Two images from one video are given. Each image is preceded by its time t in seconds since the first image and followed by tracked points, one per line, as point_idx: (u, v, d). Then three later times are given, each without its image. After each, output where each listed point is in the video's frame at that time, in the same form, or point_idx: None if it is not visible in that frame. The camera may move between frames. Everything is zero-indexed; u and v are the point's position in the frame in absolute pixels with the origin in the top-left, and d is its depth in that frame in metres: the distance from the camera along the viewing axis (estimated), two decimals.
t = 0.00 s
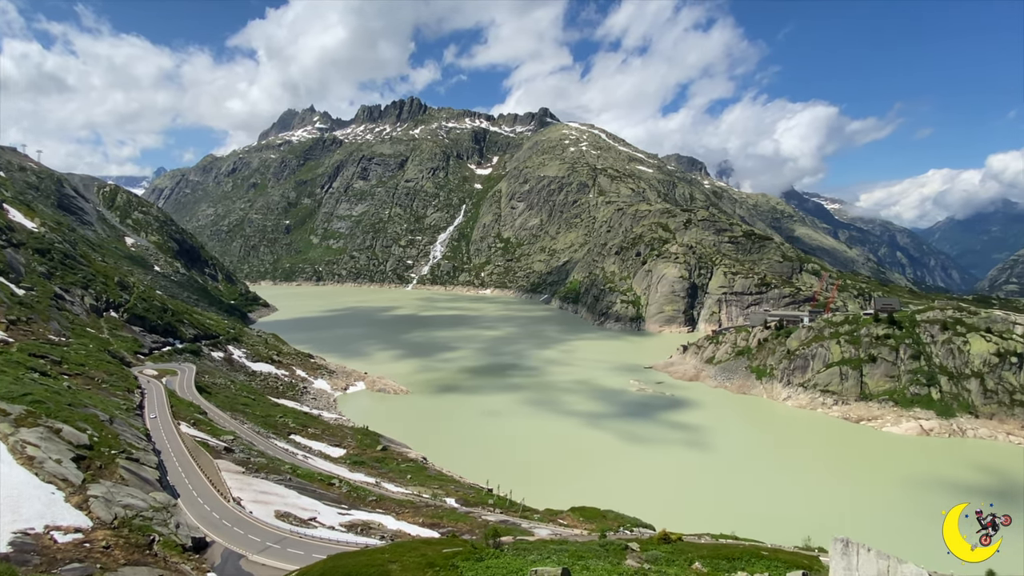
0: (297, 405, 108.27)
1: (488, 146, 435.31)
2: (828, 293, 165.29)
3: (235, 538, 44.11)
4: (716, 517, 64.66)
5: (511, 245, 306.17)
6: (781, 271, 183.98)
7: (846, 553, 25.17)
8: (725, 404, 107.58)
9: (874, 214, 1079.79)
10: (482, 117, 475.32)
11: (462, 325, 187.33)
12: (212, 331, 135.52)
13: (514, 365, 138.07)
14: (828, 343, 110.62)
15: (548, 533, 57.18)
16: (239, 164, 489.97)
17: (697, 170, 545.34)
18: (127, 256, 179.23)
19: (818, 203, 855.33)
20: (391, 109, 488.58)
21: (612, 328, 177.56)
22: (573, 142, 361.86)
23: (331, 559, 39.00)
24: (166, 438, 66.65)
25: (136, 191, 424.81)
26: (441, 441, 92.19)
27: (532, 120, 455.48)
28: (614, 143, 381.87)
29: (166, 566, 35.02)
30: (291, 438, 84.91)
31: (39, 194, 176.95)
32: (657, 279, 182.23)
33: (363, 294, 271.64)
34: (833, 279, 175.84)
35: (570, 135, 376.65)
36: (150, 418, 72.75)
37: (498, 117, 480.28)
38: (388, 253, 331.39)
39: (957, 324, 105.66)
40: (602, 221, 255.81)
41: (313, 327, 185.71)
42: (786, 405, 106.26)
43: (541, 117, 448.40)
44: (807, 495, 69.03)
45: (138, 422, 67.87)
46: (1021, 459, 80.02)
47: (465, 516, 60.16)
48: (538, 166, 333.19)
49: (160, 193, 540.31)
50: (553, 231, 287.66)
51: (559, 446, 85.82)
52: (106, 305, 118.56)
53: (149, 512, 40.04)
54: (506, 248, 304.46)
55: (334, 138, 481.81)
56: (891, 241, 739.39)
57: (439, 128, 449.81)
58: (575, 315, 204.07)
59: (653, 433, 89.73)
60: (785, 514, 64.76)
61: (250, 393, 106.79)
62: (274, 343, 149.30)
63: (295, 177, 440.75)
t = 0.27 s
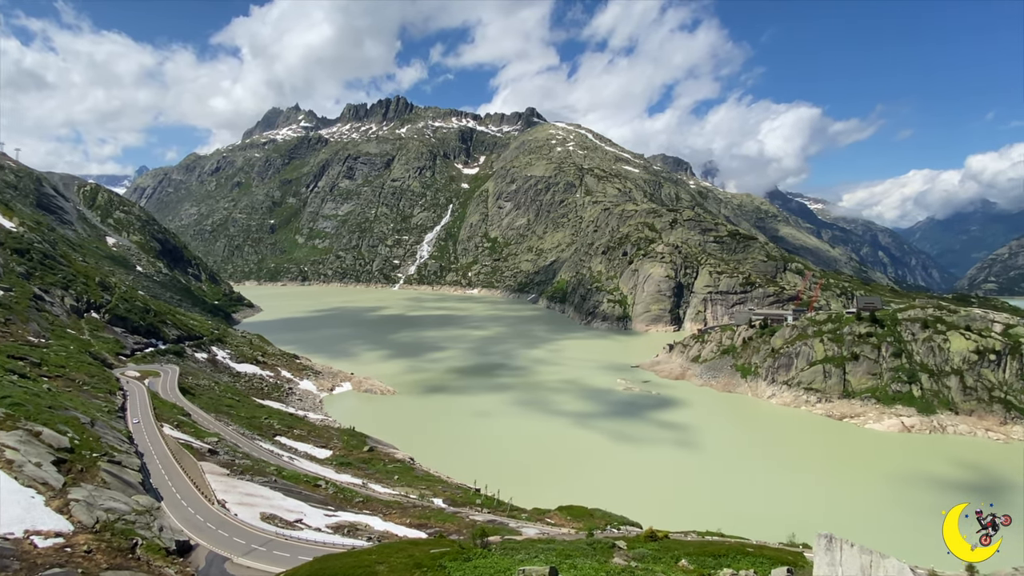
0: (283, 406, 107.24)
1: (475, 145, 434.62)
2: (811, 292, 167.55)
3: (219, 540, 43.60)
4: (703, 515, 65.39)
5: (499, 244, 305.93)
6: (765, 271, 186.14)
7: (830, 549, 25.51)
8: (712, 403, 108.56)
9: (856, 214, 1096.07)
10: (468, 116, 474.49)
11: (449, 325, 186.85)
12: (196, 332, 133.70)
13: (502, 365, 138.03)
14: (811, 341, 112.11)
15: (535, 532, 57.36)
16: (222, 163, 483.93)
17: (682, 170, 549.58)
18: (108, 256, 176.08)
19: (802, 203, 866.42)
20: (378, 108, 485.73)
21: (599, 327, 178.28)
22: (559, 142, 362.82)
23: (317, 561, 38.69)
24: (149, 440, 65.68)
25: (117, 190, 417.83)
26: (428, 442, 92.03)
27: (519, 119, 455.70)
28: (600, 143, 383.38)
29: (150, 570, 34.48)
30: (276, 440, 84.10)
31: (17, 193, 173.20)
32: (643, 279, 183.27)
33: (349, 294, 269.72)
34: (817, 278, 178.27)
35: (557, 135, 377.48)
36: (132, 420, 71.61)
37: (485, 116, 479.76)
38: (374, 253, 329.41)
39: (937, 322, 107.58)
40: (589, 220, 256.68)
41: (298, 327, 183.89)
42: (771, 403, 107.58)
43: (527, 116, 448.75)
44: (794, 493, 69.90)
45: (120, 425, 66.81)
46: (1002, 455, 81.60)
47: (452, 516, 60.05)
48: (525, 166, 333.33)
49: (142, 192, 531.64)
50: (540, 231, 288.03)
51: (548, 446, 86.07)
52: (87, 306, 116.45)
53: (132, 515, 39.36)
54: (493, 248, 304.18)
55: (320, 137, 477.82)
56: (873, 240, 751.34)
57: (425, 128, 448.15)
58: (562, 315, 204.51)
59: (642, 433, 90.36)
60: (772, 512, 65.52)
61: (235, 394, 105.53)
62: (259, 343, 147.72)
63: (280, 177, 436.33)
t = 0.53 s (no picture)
0: (268, 407, 106.15)
1: (462, 144, 433.54)
2: (795, 291, 169.70)
3: (204, 543, 43.11)
4: (691, 514, 65.89)
5: (486, 244, 305.60)
6: (750, 270, 188.20)
7: (813, 544, 27.33)
8: (698, 401, 109.52)
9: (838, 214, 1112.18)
10: (455, 115, 473.33)
11: (436, 324, 186.28)
12: (179, 332, 131.82)
13: (490, 365, 138.01)
14: (795, 339, 113.57)
15: (522, 531, 57.38)
16: (206, 162, 477.57)
17: (668, 170, 553.42)
18: (89, 256, 172.96)
19: (786, 203, 876.90)
20: (364, 106, 482.34)
21: (586, 326, 178.90)
22: (546, 142, 363.40)
23: (303, 563, 38.37)
24: (131, 442, 64.65)
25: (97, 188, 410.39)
26: (416, 442, 91.73)
27: (506, 119, 455.71)
28: (587, 142, 384.65)
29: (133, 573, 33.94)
30: (261, 441, 83.22)
31: None
32: (630, 278, 184.28)
33: (335, 294, 267.76)
34: (800, 277, 180.62)
35: (544, 134, 378.18)
36: (114, 422, 70.45)
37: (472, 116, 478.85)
38: (361, 253, 327.33)
39: (918, 320, 109.53)
40: (576, 220, 257.41)
41: (283, 328, 182.21)
42: (756, 400, 108.80)
43: (514, 116, 448.92)
44: (780, 491, 70.62)
45: (102, 426, 65.69)
46: (983, 452, 83.12)
47: (440, 516, 59.93)
48: (512, 165, 333.42)
49: (123, 190, 522.65)
50: (527, 230, 288.24)
51: (536, 445, 86.25)
52: (67, 306, 114.24)
53: (114, 519, 38.75)
54: (481, 248, 303.71)
55: (305, 135, 473.36)
56: (855, 240, 762.50)
57: (412, 126, 446.14)
58: (549, 314, 204.89)
59: (630, 432, 90.82)
60: (758, 510, 66.19)
61: (219, 395, 104.29)
62: (243, 344, 146.07)
63: (265, 175, 431.61)
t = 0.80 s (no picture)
0: (252, 408, 105.05)
1: (448, 143, 432.28)
2: (779, 289, 171.79)
3: (188, 545, 42.59)
4: (678, 511, 66.51)
5: (473, 243, 305.08)
6: (734, 268, 190.18)
7: (797, 540, 28.51)
8: (685, 399, 110.54)
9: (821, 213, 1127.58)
10: (442, 114, 471.81)
11: (423, 323, 185.65)
12: (162, 333, 129.88)
13: (478, 364, 137.90)
14: (779, 337, 115.02)
15: (510, 530, 57.51)
16: (189, 160, 470.87)
17: (654, 169, 556.88)
18: (69, 255, 169.74)
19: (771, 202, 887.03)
20: (350, 104, 478.96)
21: (573, 325, 179.50)
22: (533, 141, 363.68)
23: (289, 564, 38.06)
24: (113, 444, 63.59)
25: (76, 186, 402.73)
26: (403, 442, 91.46)
27: (493, 118, 455.31)
28: (574, 142, 385.66)
29: None
30: (246, 442, 82.34)
31: None
32: (616, 277, 185.20)
33: (321, 293, 265.62)
34: (784, 276, 182.93)
35: (530, 133, 378.43)
36: (95, 424, 69.29)
37: (459, 114, 477.64)
38: (347, 252, 324.97)
39: (899, 318, 111.47)
40: (563, 219, 258.04)
41: (269, 327, 180.38)
42: (741, 398, 110.06)
43: (501, 115, 448.73)
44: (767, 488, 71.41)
45: (83, 428, 64.58)
46: (965, 447, 84.73)
47: (427, 516, 59.81)
48: (499, 164, 333.33)
49: (104, 188, 513.53)
50: (515, 229, 288.27)
51: (525, 445, 86.46)
52: (47, 306, 112.04)
53: (96, 522, 38.11)
54: (468, 247, 303.17)
55: (289, 133, 468.63)
56: (838, 239, 773.90)
57: (398, 125, 443.88)
58: (536, 313, 205.16)
59: (619, 431, 91.35)
60: (745, 507, 66.89)
61: (203, 396, 102.96)
62: (227, 344, 144.38)
63: (249, 173, 426.61)
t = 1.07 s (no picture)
0: (236, 408, 103.80)
1: (434, 141, 430.70)
2: (762, 288, 173.89)
3: (171, 548, 42.00)
4: (665, 509, 67.10)
5: (459, 242, 304.27)
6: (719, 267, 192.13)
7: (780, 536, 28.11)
8: (672, 397, 111.42)
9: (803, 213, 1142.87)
10: (428, 112, 469.88)
11: (410, 323, 184.88)
12: (143, 333, 127.71)
13: (465, 363, 137.66)
14: (763, 336, 116.46)
15: (497, 529, 57.56)
16: (170, 157, 463.46)
17: (640, 169, 560.13)
18: (46, 254, 166.16)
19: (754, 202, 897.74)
20: (334, 102, 475.00)
21: (560, 323, 179.96)
22: (520, 140, 363.80)
23: (274, 566, 37.71)
24: (93, 446, 62.43)
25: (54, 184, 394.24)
26: (390, 442, 91.13)
27: (479, 116, 454.59)
28: (560, 141, 386.49)
29: None
30: (229, 443, 81.33)
31: None
32: (602, 276, 186.01)
33: (306, 293, 263.12)
34: (767, 274, 185.24)
35: (517, 132, 378.49)
36: (75, 426, 67.96)
37: (445, 113, 476.24)
38: (332, 251, 322.26)
39: (879, 316, 113.46)
40: (549, 218, 258.57)
41: (253, 327, 178.22)
42: (725, 395, 111.30)
43: (487, 114, 448.22)
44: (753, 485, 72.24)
45: (62, 430, 63.32)
46: (946, 443, 86.35)
47: (414, 516, 59.62)
48: (485, 163, 332.93)
49: (82, 186, 503.58)
50: (501, 228, 288.06)
51: (513, 444, 86.57)
52: (24, 307, 109.59)
53: (76, 526, 37.39)
54: (454, 245, 302.44)
55: (273, 131, 463.36)
56: (820, 239, 785.18)
57: (383, 123, 441.07)
58: (523, 312, 205.26)
59: (608, 430, 91.78)
60: (731, 505, 67.57)
61: (185, 397, 101.43)
62: (210, 344, 142.41)
63: (232, 172, 421.06)
